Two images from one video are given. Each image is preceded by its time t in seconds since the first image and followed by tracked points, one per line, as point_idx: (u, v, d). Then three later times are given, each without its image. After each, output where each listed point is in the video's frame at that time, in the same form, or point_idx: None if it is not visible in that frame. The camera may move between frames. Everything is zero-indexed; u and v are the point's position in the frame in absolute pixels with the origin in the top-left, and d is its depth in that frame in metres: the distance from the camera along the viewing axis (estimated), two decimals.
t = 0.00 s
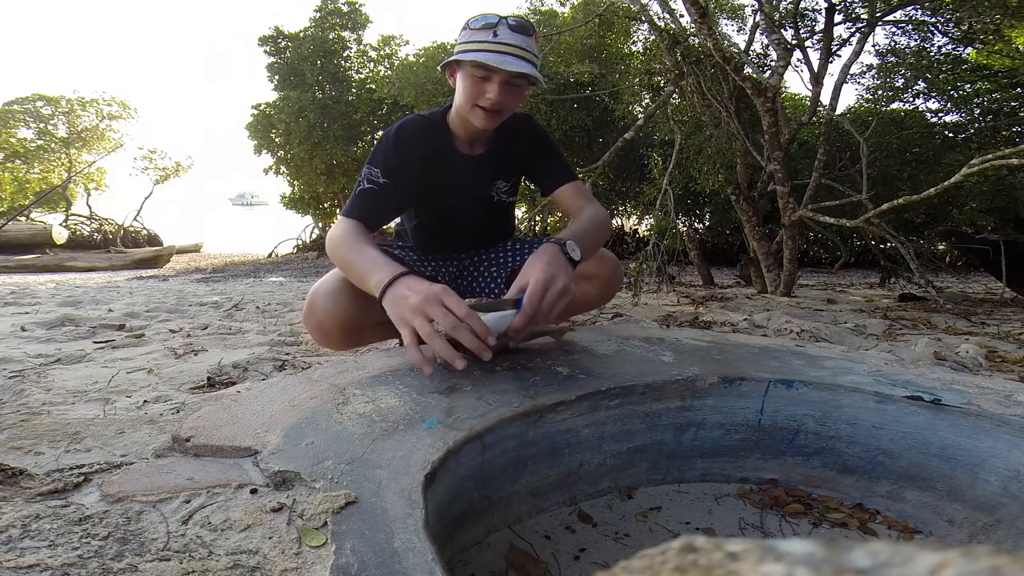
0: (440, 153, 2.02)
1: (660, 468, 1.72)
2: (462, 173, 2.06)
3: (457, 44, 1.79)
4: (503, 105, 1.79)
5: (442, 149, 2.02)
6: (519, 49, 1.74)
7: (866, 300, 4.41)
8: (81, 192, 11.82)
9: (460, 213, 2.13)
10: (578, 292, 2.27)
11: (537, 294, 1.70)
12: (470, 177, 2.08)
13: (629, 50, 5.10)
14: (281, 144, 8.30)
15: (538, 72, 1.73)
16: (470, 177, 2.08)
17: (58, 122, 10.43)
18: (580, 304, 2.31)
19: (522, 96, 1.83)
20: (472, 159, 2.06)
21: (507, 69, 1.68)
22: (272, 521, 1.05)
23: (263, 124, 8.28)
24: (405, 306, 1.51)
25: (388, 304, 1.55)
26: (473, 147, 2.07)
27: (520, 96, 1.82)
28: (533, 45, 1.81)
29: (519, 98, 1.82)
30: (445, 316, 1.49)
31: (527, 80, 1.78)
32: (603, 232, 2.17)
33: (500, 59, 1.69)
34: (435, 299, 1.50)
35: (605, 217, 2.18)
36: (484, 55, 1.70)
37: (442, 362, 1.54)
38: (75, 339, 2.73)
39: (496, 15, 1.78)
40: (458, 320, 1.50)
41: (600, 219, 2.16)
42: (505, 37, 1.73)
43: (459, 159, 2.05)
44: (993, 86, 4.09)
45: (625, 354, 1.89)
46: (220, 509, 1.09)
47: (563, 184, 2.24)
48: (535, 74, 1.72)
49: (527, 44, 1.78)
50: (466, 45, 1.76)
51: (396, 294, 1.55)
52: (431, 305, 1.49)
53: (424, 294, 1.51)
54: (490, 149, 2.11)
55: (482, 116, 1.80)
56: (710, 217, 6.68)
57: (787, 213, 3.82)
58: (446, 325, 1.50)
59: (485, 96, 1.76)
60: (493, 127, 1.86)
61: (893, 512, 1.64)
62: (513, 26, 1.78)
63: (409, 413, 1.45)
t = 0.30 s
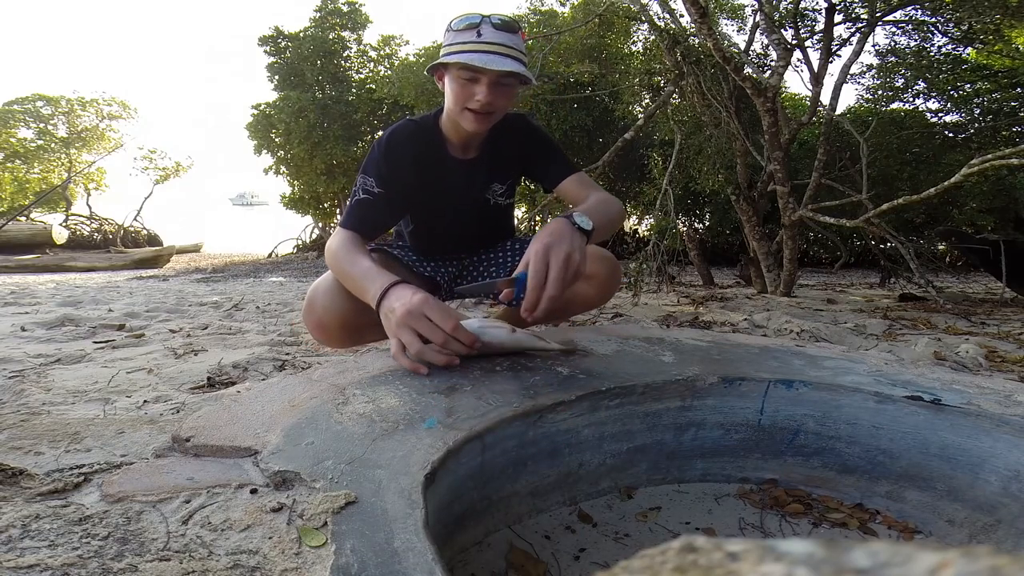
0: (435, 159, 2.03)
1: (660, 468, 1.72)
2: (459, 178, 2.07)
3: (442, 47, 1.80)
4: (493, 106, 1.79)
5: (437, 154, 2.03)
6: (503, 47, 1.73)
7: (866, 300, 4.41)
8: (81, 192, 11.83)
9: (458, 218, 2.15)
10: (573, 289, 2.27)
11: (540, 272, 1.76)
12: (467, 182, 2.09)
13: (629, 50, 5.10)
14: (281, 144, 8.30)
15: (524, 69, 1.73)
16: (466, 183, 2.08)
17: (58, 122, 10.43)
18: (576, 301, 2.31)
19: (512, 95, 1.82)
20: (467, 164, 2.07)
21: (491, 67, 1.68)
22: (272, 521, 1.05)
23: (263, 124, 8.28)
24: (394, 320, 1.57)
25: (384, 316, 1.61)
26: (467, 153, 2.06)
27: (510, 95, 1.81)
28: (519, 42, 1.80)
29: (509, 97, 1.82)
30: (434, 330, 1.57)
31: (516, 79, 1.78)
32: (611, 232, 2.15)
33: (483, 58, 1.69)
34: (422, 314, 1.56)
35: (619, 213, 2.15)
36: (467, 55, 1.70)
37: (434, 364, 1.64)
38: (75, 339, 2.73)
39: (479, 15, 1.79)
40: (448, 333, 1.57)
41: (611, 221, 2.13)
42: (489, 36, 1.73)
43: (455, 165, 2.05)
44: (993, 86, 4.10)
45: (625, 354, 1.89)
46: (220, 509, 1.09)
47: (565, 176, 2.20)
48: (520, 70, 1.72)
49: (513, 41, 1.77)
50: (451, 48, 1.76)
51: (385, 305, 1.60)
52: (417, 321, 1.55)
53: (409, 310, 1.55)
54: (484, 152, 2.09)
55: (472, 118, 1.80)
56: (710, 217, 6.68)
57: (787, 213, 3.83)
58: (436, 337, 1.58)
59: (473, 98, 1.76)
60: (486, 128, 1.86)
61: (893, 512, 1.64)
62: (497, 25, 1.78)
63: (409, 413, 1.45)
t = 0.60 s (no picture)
0: (435, 162, 2.02)
1: (660, 468, 1.72)
2: (459, 181, 2.06)
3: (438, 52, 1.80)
4: (490, 112, 1.78)
5: (437, 156, 2.01)
6: (498, 52, 1.73)
7: (866, 300, 4.41)
8: (81, 192, 11.82)
9: (457, 220, 2.15)
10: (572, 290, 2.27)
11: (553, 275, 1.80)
12: (467, 185, 2.07)
13: (629, 50, 5.09)
14: (281, 144, 8.30)
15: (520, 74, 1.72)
16: (466, 185, 2.07)
17: (58, 122, 10.42)
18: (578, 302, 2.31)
19: (509, 99, 1.81)
20: (468, 167, 2.05)
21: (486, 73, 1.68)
22: (272, 521, 1.05)
23: (263, 124, 8.29)
24: (388, 319, 1.62)
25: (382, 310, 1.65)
26: (468, 156, 2.05)
27: (508, 99, 1.80)
28: (515, 45, 1.80)
29: (507, 102, 1.81)
30: (422, 336, 1.60)
31: (513, 83, 1.77)
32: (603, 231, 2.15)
33: (478, 64, 1.69)
34: (412, 319, 1.58)
35: (615, 227, 2.20)
36: (461, 61, 1.70)
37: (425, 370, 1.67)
38: (75, 339, 2.73)
39: (473, 19, 1.78)
40: (432, 342, 1.60)
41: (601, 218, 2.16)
42: (483, 40, 1.73)
43: (455, 167, 2.04)
44: (993, 86, 4.10)
45: (625, 354, 1.89)
46: (219, 509, 1.09)
47: (568, 187, 2.26)
48: (516, 74, 1.71)
49: (508, 44, 1.77)
50: (445, 53, 1.76)
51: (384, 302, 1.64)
52: (407, 325, 1.59)
53: (400, 313, 1.58)
54: (485, 156, 2.08)
55: (470, 123, 1.80)
56: (711, 217, 6.68)
57: (787, 213, 3.82)
58: (425, 342, 1.62)
59: (470, 105, 1.76)
60: (484, 133, 1.86)
61: (893, 512, 1.64)
62: (491, 28, 1.78)
63: (409, 413, 1.45)
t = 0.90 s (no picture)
0: (432, 164, 2.01)
1: (660, 468, 1.72)
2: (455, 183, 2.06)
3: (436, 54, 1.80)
4: (488, 113, 1.78)
5: (434, 158, 2.01)
6: (496, 53, 1.72)
7: (866, 300, 4.41)
8: (81, 193, 11.82)
9: (452, 222, 2.15)
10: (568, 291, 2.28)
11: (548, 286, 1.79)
12: (463, 187, 2.08)
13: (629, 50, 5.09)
14: (281, 144, 8.30)
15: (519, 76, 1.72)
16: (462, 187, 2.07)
17: (58, 122, 10.42)
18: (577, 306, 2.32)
19: (507, 101, 1.81)
20: (464, 169, 2.05)
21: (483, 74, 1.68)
22: (272, 521, 1.05)
23: (263, 124, 8.30)
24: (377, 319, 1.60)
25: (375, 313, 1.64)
26: (465, 158, 2.05)
27: (505, 101, 1.80)
28: (513, 46, 1.79)
29: (505, 103, 1.81)
30: (411, 334, 1.58)
31: (511, 85, 1.77)
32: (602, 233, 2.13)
33: (476, 65, 1.69)
34: (402, 316, 1.57)
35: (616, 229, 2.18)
36: (458, 62, 1.70)
37: (422, 374, 1.67)
38: (75, 339, 2.73)
39: (472, 19, 1.78)
40: (421, 339, 1.58)
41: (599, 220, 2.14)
42: (482, 41, 1.73)
43: (452, 169, 2.04)
44: (993, 86, 4.10)
45: (626, 354, 1.89)
46: (219, 509, 1.09)
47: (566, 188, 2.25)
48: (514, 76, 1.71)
49: (506, 46, 1.76)
50: (444, 53, 1.76)
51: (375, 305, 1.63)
52: (396, 325, 1.57)
53: (389, 311, 1.57)
54: (483, 158, 2.08)
55: (467, 124, 1.80)
56: (711, 217, 6.68)
57: (787, 213, 3.83)
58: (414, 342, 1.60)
59: (468, 106, 1.76)
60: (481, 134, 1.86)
61: (893, 512, 1.64)
62: (489, 29, 1.77)
63: (409, 413, 1.45)
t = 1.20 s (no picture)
0: (409, 156, 2.02)
1: (661, 468, 1.72)
2: (435, 173, 2.06)
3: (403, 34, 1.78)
4: (461, 90, 1.78)
5: (410, 150, 2.01)
6: (466, 28, 1.72)
7: (866, 300, 4.41)
8: (81, 193, 11.81)
9: (438, 214, 2.15)
10: (558, 293, 2.28)
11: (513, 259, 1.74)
12: (443, 177, 2.08)
13: (629, 50, 5.08)
14: (280, 144, 8.31)
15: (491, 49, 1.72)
16: (443, 177, 2.07)
17: (58, 122, 10.42)
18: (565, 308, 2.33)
19: (480, 79, 1.81)
20: (442, 158, 2.05)
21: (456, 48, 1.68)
22: (272, 521, 1.05)
23: (263, 124, 8.36)
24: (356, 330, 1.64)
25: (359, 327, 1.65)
26: (443, 145, 2.05)
27: (479, 79, 1.81)
28: (482, 22, 1.78)
29: (478, 81, 1.81)
30: (382, 337, 1.57)
31: (483, 61, 1.77)
32: (575, 224, 2.11)
33: (445, 41, 1.68)
34: (372, 325, 1.58)
35: (589, 220, 2.15)
36: (429, 38, 1.69)
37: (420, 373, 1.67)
38: (75, 339, 2.73)
39: None
40: (392, 340, 1.56)
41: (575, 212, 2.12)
42: (449, 17, 1.71)
43: (430, 159, 2.04)
44: (993, 86, 4.10)
45: (625, 354, 1.89)
46: (220, 509, 1.09)
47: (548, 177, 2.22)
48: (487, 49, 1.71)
49: (476, 21, 1.75)
50: (412, 34, 1.74)
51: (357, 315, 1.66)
52: (367, 334, 1.60)
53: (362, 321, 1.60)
54: (462, 146, 2.07)
55: (441, 103, 1.80)
56: (710, 217, 6.68)
57: (787, 213, 3.83)
58: (385, 347, 1.57)
59: (441, 84, 1.76)
60: (456, 114, 1.85)
61: (893, 512, 1.64)
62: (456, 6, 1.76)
63: (409, 413, 1.45)
